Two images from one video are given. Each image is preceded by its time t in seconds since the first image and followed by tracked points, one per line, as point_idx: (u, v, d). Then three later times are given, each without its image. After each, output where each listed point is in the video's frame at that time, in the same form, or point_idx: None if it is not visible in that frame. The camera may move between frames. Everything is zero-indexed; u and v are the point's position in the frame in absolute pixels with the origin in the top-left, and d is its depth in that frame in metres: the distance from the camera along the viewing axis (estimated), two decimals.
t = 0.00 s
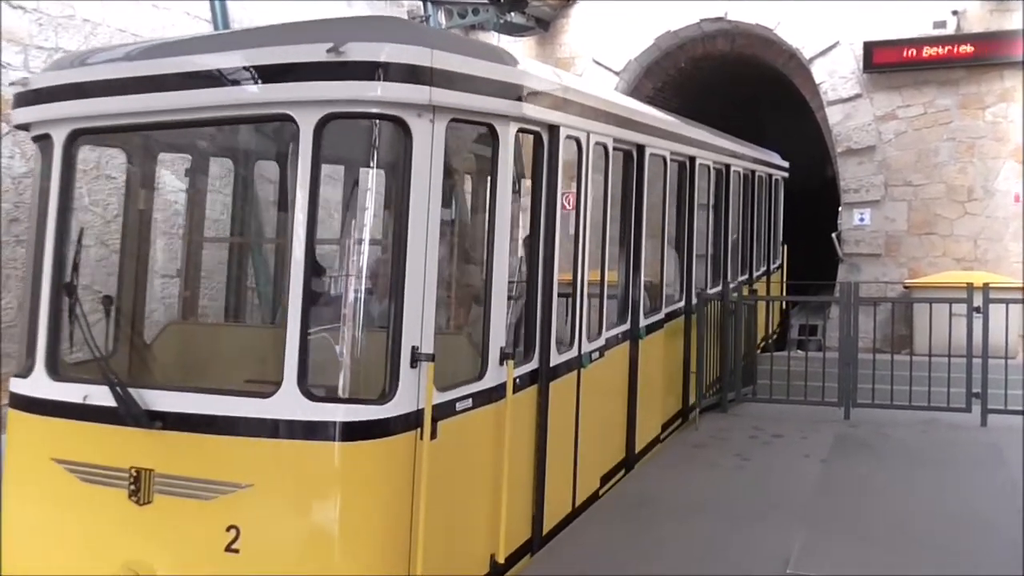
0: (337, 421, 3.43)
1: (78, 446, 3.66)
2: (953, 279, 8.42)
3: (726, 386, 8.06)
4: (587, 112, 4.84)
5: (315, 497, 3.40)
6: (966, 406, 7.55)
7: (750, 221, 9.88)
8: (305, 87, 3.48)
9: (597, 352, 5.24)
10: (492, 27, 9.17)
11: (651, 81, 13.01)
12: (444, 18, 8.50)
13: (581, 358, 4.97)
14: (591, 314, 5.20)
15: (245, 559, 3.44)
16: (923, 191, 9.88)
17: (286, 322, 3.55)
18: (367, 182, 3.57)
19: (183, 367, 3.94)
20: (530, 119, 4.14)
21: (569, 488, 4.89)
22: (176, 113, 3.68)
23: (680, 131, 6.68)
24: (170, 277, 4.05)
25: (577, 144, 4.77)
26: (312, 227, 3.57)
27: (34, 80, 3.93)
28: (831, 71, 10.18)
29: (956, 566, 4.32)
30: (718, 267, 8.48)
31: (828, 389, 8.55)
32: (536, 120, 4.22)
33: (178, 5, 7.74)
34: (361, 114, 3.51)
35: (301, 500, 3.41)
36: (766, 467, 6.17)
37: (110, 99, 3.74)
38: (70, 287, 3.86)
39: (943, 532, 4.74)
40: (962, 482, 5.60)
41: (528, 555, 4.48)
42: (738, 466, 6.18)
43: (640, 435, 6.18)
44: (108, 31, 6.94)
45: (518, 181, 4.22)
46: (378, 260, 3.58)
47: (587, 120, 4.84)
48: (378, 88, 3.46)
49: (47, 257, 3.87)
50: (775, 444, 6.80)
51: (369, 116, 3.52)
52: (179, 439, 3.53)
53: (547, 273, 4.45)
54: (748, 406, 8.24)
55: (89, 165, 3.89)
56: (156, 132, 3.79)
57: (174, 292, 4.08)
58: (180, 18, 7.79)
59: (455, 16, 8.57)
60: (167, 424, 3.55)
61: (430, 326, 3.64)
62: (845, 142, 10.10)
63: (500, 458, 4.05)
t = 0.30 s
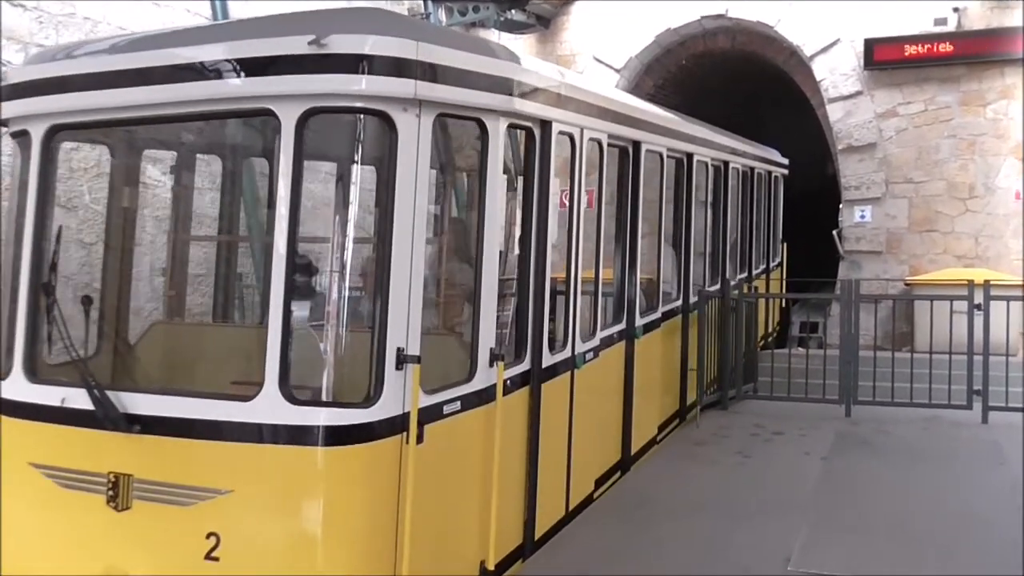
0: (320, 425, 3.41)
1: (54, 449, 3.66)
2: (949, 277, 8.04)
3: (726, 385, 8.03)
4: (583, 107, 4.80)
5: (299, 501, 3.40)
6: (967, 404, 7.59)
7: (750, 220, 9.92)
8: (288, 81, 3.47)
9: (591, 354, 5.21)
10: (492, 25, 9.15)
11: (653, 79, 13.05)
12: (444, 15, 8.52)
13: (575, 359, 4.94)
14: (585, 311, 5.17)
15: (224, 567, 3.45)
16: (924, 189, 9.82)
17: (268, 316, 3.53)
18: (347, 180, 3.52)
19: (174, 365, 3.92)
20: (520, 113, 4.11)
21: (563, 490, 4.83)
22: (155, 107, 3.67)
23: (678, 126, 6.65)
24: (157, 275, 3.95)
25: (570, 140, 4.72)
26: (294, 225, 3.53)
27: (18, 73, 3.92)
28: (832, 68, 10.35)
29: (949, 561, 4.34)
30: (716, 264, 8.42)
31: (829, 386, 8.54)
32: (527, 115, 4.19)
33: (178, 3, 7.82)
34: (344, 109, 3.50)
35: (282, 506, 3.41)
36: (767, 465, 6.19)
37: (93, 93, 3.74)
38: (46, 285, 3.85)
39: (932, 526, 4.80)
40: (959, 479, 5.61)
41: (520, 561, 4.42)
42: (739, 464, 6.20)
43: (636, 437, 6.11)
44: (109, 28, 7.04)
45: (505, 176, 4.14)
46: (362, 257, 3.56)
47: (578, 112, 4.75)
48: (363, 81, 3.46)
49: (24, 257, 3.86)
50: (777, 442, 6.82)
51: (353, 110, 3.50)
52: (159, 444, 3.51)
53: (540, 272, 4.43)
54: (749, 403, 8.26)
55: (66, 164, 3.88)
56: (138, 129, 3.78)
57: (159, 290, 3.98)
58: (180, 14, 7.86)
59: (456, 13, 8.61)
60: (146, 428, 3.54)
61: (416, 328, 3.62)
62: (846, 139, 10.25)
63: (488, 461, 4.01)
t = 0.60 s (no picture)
0: (301, 428, 3.42)
1: (32, 454, 3.64)
2: (946, 271, 7.56)
3: (727, 382, 8.06)
4: (576, 102, 4.80)
5: (281, 503, 3.39)
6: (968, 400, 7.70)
7: (750, 213, 9.92)
8: (268, 74, 3.46)
9: (585, 355, 5.18)
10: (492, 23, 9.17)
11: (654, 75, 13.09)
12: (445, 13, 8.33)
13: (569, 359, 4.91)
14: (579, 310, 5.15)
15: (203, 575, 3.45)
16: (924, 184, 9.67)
17: (247, 308, 3.52)
18: (330, 181, 3.53)
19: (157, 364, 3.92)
20: (510, 108, 4.10)
21: (555, 493, 4.81)
22: (135, 101, 3.65)
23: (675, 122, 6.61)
24: (140, 276, 3.92)
25: (563, 134, 4.70)
26: (275, 224, 3.53)
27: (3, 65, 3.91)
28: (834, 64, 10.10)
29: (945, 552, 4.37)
30: (716, 261, 8.44)
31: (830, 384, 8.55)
32: (517, 109, 4.18)
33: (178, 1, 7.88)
34: (326, 102, 3.49)
35: (263, 510, 3.40)
36: (767, 462, 6.22)
37: (74, 87, 3.72)
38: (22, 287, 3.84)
39: (926, 518, 4.84)
40: (956, 471, 5.62)
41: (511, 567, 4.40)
42: (739, 462, 6.23)
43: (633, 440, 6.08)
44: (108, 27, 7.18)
45: (496, 175, 4.19)
46: (344, 255, 3.55)
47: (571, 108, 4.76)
48: (344, 73, 3.44)
49: None
50: (779, 439, 6.84)
51: (336, 103, 3.50)
52: (139, 449, 3.51)
53: (532, 270, 4.43)
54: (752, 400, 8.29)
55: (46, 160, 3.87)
56: (123, 124, 3.74)
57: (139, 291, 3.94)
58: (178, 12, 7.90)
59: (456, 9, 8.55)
60: (125, 433, 3.55)
61: (400, 330, 3.62)
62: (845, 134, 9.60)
63: (476, 463, 4.00)
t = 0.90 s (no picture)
0: (286, 431, 3.41)
1: (11, 460, 3.62)
2: (952, 267, 7.21)
3: (732, 379, 8.14)
4: (571, 97, 4.76)
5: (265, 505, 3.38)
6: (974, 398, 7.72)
7: (750, 212, 9.87)
8: (250, 69, 3.44)
9: (581, 354, 5.14)
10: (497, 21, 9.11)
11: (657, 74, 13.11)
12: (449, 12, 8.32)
13: (563, 361, 4.87)
14: (576, 308, 5.12)
15: None
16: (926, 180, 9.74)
17: (229, 304, 3.51)
18: (320, 176, 3.53)
19: (143, 368, 3.97)
20: (499, 105, 4.08)
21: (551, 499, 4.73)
22: (120, 96, 3.64)
23: (673, 118, 6.58)
24: (129, 277, 3.91)
25: (557, 131, 4.67)
26: (257, 222, 3.51)
27: None
28: (838, 62, 10.01)
29: (944, 547, 4.37)
30: (716, 259, 8.42)
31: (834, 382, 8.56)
32: (509, 105, 4.16)
33: None
34: (310, 97, 3.47)
35: (246, 514, 3.39)
36: (770, 460, 6.24)
37: (60, 83, 3.71)
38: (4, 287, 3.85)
39: (928, 515, 4.83)
40: (958, 466, 5.61)
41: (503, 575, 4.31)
42: (741, 459, 6.25)
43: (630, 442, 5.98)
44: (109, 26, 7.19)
45: (487, 173, 4.13)
46: (328, 253, 3.54)
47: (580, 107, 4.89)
48: (329, 68, 3.43)
49: None
50: (782, 437, 6.86)
51: (320, 98, 3.47)
52: (120, 454, 3.50)
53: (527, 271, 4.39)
54: (755, 398, 8.37)
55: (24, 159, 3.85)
56: (110, 123, 3.77)
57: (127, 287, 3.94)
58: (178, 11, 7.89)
59: (461, 9, 8.56)
60: (104, 438, 3.54)
61: (388, 332, 3.62)
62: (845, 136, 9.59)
63: (467, 467, 3.97)
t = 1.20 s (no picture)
0: (263, 441, 3.28)
1: None
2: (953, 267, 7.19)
3: (733, 377, 8.16)
4: (560, 93, 4.64)
5: (243, 509, 3.25)
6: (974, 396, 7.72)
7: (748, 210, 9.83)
8: (226, 62, 3.32)
9: (573, 358, 5.02)
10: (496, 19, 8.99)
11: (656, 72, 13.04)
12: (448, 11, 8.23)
13: (555, 364, 4.76)
14: (568, 309, 5.01)
15: None
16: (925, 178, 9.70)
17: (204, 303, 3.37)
18: (301, 172, 3.41)
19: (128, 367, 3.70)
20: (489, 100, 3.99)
21: (541, 506, 4.61)
22: (100, 91, 3.52)
23: (669, 116, 6.49)
24: (112, 276, 3.71)
25: (546, 128, 4.54)
26: (232, 220, 3.39)
27: None
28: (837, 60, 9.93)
29: (948, 549, 4.34)
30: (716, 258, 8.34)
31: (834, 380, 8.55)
32: (499, 102, 4.07)
33: None
34: (289, 93, 3.35)
35: (223, 523, 3.26)
36: (770, 459, 6.24)
37: (40, 79, 3.61)
38: None
39: (932, 516, 4.80)
40: (959, 465, 5.58)
41: None
42: (742, 458, 6.24)
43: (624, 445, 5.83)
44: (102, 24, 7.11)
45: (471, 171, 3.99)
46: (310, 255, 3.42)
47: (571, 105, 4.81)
48: (307, 63, 3.31)
49: None
50: (782, 435, 6.85)
51: (298, 93, 3.36)
52: (93, 462, 3.38)
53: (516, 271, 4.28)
54: (755, 397, 8.38)
55: (15, 158, 3.79)
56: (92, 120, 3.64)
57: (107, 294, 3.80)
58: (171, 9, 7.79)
59: (461, 7, 8.43)
60: (77, 447, 3.41)
61: (370, 337, 3.49)
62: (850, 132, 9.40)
63: (454, 474, 3.82)
